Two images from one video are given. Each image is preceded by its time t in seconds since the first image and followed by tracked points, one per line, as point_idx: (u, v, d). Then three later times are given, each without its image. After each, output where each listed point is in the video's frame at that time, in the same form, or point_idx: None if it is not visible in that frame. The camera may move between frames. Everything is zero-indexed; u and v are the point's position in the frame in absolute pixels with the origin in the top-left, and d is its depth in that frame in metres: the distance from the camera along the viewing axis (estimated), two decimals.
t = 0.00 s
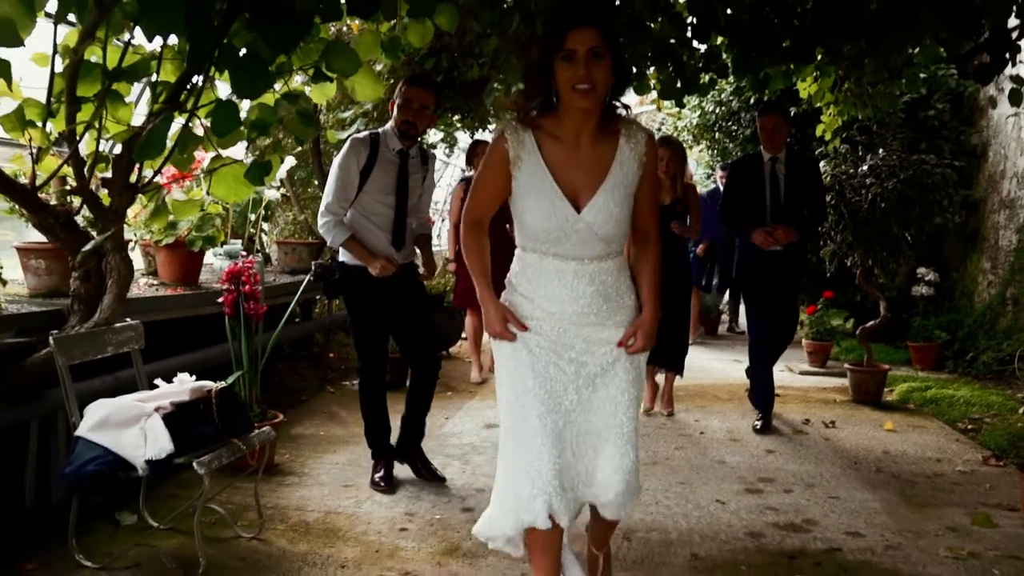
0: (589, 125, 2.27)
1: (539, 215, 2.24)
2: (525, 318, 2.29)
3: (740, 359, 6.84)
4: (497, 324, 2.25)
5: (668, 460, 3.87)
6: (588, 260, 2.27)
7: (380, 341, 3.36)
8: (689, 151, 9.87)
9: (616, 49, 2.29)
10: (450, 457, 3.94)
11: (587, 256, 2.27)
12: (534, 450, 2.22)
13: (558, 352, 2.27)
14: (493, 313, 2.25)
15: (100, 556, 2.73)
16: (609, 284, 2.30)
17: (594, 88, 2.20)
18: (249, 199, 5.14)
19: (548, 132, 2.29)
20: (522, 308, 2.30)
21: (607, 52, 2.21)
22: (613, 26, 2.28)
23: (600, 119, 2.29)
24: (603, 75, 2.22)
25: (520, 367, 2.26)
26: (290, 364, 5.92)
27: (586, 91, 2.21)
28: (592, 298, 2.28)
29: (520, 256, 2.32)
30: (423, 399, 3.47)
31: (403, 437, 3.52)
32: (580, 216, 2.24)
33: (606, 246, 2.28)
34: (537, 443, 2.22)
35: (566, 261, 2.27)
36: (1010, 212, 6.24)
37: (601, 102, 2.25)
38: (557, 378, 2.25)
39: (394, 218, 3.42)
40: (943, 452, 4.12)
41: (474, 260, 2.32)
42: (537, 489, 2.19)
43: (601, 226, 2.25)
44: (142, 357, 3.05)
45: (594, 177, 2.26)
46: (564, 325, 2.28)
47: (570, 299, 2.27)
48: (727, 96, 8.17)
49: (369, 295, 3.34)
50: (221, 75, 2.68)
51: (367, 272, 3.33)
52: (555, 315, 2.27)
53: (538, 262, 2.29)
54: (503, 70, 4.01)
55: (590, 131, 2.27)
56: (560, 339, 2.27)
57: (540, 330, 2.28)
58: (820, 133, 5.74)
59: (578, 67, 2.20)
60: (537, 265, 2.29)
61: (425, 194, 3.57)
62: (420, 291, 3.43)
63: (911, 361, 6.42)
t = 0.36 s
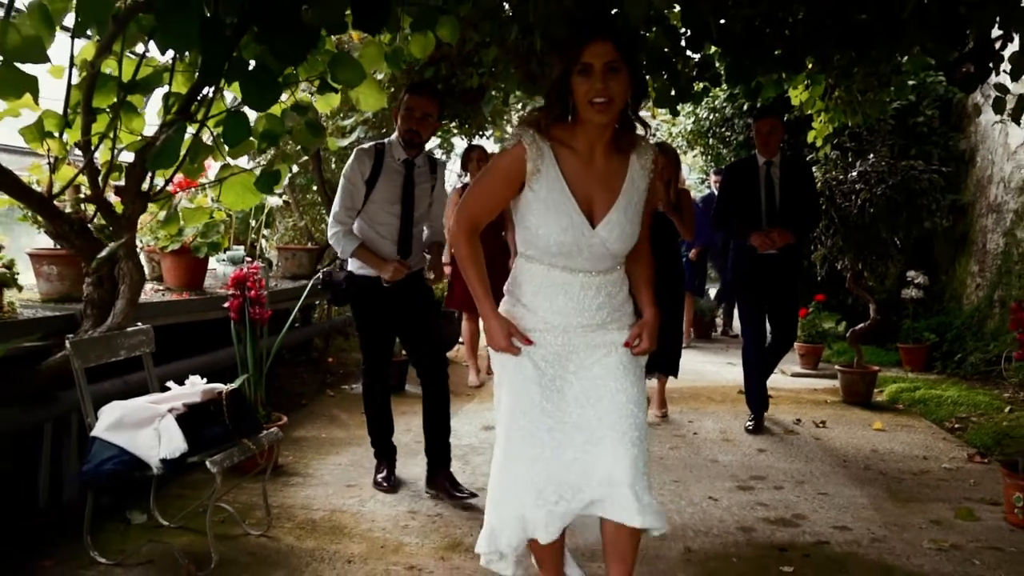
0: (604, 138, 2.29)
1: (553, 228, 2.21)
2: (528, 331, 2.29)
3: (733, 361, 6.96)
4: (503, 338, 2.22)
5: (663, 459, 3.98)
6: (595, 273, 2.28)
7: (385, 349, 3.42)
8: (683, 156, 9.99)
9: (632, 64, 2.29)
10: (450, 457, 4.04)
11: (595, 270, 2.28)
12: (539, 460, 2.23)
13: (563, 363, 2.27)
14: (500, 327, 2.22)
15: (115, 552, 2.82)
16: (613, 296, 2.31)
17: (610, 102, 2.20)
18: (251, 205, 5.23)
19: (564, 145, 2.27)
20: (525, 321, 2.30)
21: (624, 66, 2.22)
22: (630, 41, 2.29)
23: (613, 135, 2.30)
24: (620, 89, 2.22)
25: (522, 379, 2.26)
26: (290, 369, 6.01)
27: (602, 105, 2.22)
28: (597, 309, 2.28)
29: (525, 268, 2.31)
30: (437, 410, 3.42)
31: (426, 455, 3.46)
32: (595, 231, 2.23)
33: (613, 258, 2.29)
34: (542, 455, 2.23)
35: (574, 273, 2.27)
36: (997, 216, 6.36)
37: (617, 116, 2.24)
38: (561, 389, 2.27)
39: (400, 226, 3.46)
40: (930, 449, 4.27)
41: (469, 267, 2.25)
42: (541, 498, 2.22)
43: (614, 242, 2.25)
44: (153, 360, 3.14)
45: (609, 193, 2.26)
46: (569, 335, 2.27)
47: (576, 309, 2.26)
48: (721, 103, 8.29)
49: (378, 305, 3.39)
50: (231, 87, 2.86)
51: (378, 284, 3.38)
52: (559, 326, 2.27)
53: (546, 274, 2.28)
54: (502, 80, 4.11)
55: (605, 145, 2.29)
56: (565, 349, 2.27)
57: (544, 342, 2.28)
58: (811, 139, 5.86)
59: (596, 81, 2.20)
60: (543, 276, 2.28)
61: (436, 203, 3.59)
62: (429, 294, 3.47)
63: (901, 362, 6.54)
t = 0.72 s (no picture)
0: (605, 134, 2.27)
1: (559, 222, 2.18)
2: (529, 329, 2.26)
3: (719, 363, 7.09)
4: (503, 341, 2.19)
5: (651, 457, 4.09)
6: (597, 265, 2.26)
7: (386, 358, 3.44)
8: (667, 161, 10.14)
9: (635, 61, 2.27)
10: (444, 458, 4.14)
11: (597, 262, 2.26)
12: (541, 460, 2.20)
13: (563, 360, 2.24)
14: (501, 330, 2.19)
15: (122, 552, 2.91)
16: (613, 286, 2.30)
17: (612, 99, 2.18)
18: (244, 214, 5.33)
19: (567, 138, 2.24)
20: (525, 320, 2.27)
21: (625, 62, 2.20)
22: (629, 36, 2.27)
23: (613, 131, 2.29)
24: (621, 87, 2.19)
25: (524, 376, 2.24)
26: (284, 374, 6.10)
27: (605, 102, 2.19)
28: (599, 300, 2.26)
29: (525, 260, 2.27)
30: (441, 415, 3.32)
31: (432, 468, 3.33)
32: (600, 224, 2.23)
33: (613, 252, 2.29)
34: (544, 454, 2.20)
35: (576, 265, 2.24)
36: (974, 217, 6.51)
37: (619, 113, 2.22)
38: (561, 385, 2.23)
39: (400, 238, 3.44)
40: (910, 444, 4.45)
41: (468, 263, 2.18)
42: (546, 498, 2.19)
43: (616, 234, 2.26)
44: (156, 366, 3.23)
45: (610, 186, 2.27)
46: (569, 331, 2.24)
47: (576, 304, 2.23)
48: (704, 109, 8.44)
49: (379, 316, 3.39)
50: (231, 102, 2.99)
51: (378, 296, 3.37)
52: (558, 322, 2.23)
53: (547, 267, 2.24)
54: (491, 90, 4.22)
55: (606, 141, 2.28)
56: (566, 345, 2.23)
57: (544, 340, 2.24)
58: (792, 144, 6.00)
59: (597, 77, 2.18)
60: (544, 271, 2.24)
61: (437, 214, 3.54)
62: (432, 301, 3.44)
63: (883, 361, 6.68)
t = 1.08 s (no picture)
0: (592, 132, 2.35)
1: (551, 219, 2.27)
2: (526, 328, 2.34)
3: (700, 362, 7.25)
4: (498, 343, 2.29)
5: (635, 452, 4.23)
6: (590, 262, 2.34)
7: (381, 364, 3.48)
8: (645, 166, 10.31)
9: (617, 58, 2.36)
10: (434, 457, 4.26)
11: (590, 258, 2.34)
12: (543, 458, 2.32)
13: (558, 359, 2.32)
14: (495, 330, 2.29)
15: (125, 550, 3.00)
16: (606, 284, 2.37)
17: (595, 94, 2.27)
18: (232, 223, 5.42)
19: (555, 136, 2.34)
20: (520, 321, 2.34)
21: (607, 59, 2.29)
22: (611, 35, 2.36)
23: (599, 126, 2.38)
24: (604, 83, 2.29)
25: (521, 375, 2.33)
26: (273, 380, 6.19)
27: (589, 98, 2.28)
28: (593, 297, 2.34)
29: (518, 259, 2.35)
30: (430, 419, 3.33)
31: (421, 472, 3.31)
32: (591, 218, 2.31)
33: (605, 248, 2.37)
34: (547, 452, 2.31)
35: (570, 263, 2.32)
36: (945, 216, 6.66)
37: (603, 109, 2.31)
38: (558, 384, 2.32)
39: (394, 245, 3.50)
40: (884, 436, 4.65)
41: (464, 263, 2.29)
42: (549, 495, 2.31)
43: (607, 228, 2.34)
44: (154, 371, 3.32)
45: (598, 182, 2.35)
46: (563, 330, 2.32)
47: (570, 303, 2.31)
48: (680, 114, 8.61)
49: (376, 324, 3.41)
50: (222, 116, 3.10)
51: (373, 303, 3.40)
52: (553, 321, 2.32)
53: (542, 265, 2.32)
54: (474, 99, 4.35)
55: (592, 137, 2.36)
56: (561, 345, 2.31)
57: (539, 340, 2.33)
58: (767, 147, 6.16)
59: (579, 74, 2.27)
60: (538, 270, 2.32)
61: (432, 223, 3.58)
62: (428, 307, 3.45)
63: (859, 356, 6.84)
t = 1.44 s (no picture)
0: (567, 140, 2.32)
1: (524, 231, 2.25)
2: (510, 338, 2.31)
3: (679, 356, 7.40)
4: (479, 347, 2.28)
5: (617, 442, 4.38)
6: (572, 273, 2.30)
7: (377, 365, 3.42)
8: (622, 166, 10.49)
9: (592, 64, 2.35)
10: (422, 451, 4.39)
11: (572, 269, 2.30)
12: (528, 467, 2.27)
13: (543, 368, 2.28)
14: (476, 335, 2.28)
15: (128, 541, 3.14)
16: (592, 295, 2.32)
17: (565, 100, 2.25)
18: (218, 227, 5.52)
19: (527, 147, 2.33)
20: (504, 329, 2.32)
21: (578, 65, 2.28)
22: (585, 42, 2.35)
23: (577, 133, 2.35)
24: (575, 89, 2.28)
25: (505, 386, 2.29)
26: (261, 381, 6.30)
27: (561, 104, 2.27)
28: (577, 308, 2.29)
29: (500, 272, 2.34)
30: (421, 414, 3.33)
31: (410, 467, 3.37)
32: (568, 229, 2.26)
33: (590, 258, 2.31)
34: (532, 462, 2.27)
35: (551, 275, 2.29)
36: (914, 210, 6.85)
37: (576, 116, 2.29)
38: (543, 393, 2.28)
39: (391, 243, 3.42)
40: (856, 423, 4.84)
41: (452, 279, 2.33)
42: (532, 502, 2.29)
43: (587, 239, 2.28)
44: (151, 371, 3.43)
45: (576, 190, 2.30)
46: (547, 339, 2.28)
47: (553, 314, 2.28)
48: (656, 114, 8.77)
49: (372, 323, 3.38)
50: (213, 124, 3.21)
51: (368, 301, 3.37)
52: (536, 330, 2.28)
53: (522, 277, 2.30)
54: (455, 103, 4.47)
55: (569, 145, 2.32)
56: (546, 353, 2.28)
57: (523, 347, 2.29)
58: (741, 146, 6.34)
59: (550, 80, 2.26)
60: (518, 281, 2.30)
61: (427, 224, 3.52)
62: (422, 306, 3.43)
63: (834, 348, 7.02)
